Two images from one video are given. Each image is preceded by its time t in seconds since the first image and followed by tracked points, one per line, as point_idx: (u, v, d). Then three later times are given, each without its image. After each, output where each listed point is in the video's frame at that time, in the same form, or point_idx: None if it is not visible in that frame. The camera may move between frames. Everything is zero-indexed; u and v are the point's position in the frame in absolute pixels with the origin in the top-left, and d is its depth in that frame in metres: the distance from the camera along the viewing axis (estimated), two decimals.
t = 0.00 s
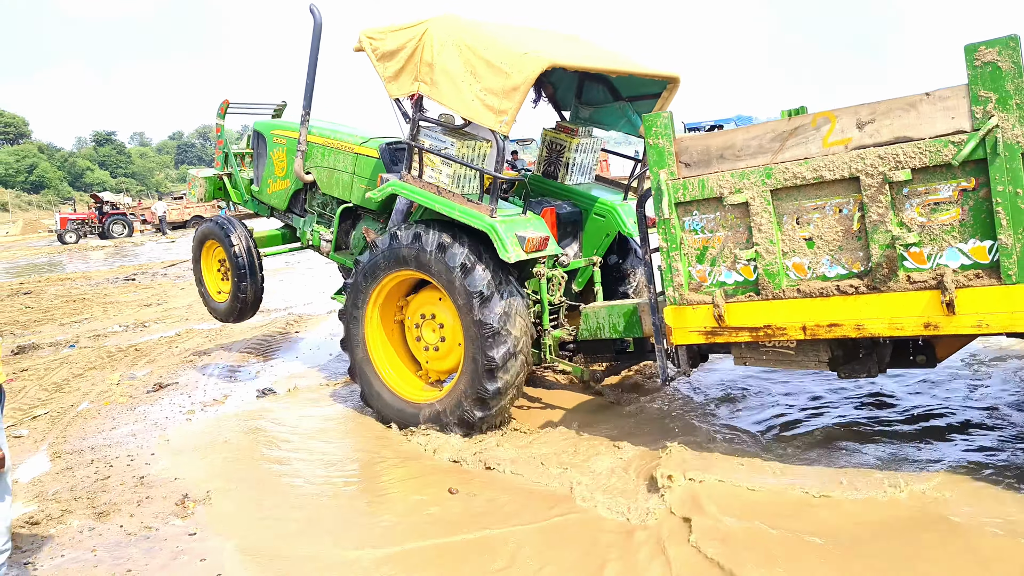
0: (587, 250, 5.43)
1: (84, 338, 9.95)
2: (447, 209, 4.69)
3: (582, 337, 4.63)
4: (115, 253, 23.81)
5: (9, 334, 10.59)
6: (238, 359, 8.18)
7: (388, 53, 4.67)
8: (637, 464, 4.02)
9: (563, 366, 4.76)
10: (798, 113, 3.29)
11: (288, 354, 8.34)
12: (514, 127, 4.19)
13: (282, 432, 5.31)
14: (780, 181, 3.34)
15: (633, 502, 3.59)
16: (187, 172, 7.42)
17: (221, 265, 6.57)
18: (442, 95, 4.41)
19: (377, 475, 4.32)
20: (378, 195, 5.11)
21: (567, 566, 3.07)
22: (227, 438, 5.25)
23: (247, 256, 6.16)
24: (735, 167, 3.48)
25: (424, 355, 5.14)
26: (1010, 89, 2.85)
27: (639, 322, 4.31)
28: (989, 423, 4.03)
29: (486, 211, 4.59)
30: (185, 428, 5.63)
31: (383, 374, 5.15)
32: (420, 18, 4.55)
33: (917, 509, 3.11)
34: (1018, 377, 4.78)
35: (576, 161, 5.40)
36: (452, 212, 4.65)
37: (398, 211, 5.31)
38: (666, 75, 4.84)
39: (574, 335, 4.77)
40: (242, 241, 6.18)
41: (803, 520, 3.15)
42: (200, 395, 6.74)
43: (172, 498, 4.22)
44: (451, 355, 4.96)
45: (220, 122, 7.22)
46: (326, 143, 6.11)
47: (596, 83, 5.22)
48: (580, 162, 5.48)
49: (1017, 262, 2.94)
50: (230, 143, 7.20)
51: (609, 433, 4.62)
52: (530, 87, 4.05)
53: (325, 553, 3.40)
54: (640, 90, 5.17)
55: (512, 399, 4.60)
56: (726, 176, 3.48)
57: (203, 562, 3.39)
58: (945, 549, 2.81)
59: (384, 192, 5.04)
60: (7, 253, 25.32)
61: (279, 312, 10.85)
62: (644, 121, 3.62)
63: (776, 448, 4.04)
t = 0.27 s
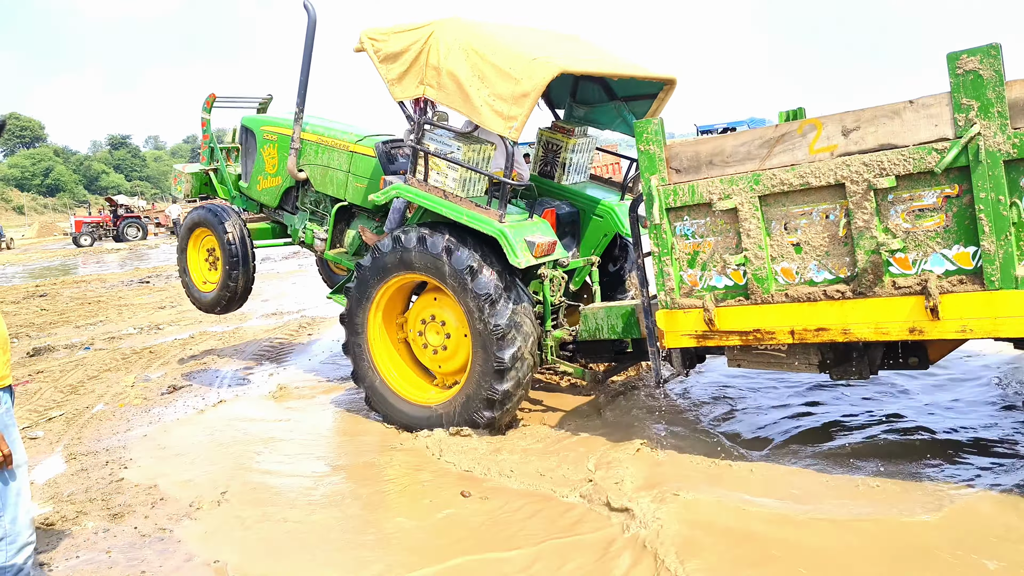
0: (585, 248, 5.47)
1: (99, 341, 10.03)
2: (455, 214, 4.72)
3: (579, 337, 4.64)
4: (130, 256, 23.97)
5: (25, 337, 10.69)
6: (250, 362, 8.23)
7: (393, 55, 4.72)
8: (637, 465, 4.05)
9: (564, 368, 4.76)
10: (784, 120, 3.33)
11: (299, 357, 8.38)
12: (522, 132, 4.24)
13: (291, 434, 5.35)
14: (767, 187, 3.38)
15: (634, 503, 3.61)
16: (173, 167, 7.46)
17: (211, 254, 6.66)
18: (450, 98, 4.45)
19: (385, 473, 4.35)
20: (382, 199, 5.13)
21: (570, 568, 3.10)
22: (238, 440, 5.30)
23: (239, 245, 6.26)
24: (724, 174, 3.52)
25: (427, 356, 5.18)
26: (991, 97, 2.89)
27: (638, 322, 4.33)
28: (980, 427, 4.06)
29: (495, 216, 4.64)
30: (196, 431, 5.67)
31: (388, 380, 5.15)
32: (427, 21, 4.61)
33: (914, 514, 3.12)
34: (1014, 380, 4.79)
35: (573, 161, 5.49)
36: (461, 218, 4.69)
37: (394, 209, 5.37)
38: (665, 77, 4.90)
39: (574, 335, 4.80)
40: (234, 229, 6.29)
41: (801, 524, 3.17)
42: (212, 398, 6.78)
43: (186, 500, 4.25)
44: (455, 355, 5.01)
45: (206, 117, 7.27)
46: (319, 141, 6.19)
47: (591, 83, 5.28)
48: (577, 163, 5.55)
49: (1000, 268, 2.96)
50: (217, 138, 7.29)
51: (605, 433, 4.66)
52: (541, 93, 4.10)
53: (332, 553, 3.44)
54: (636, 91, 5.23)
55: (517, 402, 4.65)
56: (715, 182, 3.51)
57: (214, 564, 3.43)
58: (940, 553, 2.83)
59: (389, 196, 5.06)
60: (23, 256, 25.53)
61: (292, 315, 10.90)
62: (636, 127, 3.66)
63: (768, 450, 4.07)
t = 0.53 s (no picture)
0: (585, 250, 5.48)
1: (115, 343, 10.09)
2: (462, 219, 4.75)
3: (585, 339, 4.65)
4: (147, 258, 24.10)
5: (43, 339, 10.76)
6: (264, 365, 8.26)
7: (393, 61, 4.73)
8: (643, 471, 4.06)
9: (570, 370, 4.80)
10: (784, 126, 3.34)
11: (312, 360, 8.41)
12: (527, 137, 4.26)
13: (303, 438, 5.38)
14: (768, 192, 3.39)
15: (641, 509, 3.62)
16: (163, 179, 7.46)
17: (207, 258, 6.70)
18: (453, 103, 4.47)
19: (394, 477, 4.38)
20: (385, 206, 5.12)
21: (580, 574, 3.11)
22: (251, 444, 5.34)
23: (237, 247, 6.30)
24: (725, 178, 3.53)
25: (432, 363, 5.20)
26: (991, 104, 2.89)
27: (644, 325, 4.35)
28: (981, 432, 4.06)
29: (502, 220, 4.68)
30: (210, 434, 5.70)
31: (397, 390, 5.15)
32: (429, 27, 4.63)
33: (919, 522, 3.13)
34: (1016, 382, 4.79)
35: (571, 164, 5.52)
36: (468, 223, 4.71)
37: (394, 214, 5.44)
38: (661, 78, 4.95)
39: (579, 337, 4.83)
40: (232, 232, 6.34)
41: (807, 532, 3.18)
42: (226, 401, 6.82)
43: (202, 503, 4.27)
44: (463, 358, 5.04)
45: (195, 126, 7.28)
46: (313, 149, 6.22)
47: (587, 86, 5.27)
48: (573, 165, 5.58)
49: (1000, 274, 2.96)
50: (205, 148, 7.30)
51: (608, 436, 4.68)
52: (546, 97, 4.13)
53: (344, 557, 3.46)
54: (631, 92, 5.26)
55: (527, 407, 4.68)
56: (717, 187, 3.53)
57: (229, 568, 3.45)
58: (943, 562, 2.84)
59: (392, 202, 5.05)
60: (41, 259, 25.70)
61: (306, 318, 10.94)
62: (637, 132, 3.67)
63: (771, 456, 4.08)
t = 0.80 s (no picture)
0: (588, 258, 5.48)
1: (132, 349, 10.14)
2: (467, 230, 4.76)
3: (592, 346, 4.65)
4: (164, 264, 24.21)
5: (61, 345, 10.82)
6: (280, 372, 8.28)
7: (394, 75, 4.76)
8: (653, 478, 4.06)
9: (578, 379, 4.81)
10: (794, 133, 3.35)
11: (327, 367, 8.42)
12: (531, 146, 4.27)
13: (317, 444, 5.38)
14: (778, 200, 3.39)
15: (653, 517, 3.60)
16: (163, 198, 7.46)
17: (210, 280, 6.74)
18: (455, 114, 4.49)
19: (407, 483, 4.38)
20: (389, 219, 5.14)
21: None
22: (266, 450, 5.35)
23: (239, 268, 6.35)
24: (734, 185, 3.53)
25: (440, 375, 5.22)
26: (1001, 112, 2.88)
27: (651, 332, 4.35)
28: (992, 441, 4.03)
29: (506, 229, 4.68)
30: (225, 440, 5.72)
31: (408, 403, 5.16)
32: (427, 39, 4.64)
33: (931, 532, 3.10)
34: None
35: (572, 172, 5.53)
36: (472, 233, 4.72)
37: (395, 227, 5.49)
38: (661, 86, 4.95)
39: (586, 344, 4.84)
40: (233, 254, 6.40)
41: (820, 542, 3.16)
42: (242, 407, 6.84)
43: (218, 508, 4.29)
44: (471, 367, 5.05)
45: (194, 144, 7.32)
46: (314, 164, 6.25)
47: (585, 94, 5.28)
48: (574, 173, 5.59)
49: (1011, 282, 2.94)
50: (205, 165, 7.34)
51: (617, 442, 4.67)
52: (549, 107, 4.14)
53: (357, 563, 3.46)
54: (630, 99, 5.28)
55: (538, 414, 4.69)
56: (726, 195, 3.53)
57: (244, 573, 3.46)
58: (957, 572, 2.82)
59: (396, 214, 5.07)
60: (59, 265, 25.86)
61: (321, 324, 10.96)
62: (647, 138, 3.69)
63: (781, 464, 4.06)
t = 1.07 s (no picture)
0: (594, 263, 5.48)
1: (144, 354, 10.19)
2: (474, 235, 4.77)
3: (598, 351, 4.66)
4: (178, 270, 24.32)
5: (74, 350, 10.88)
6: (290, 377, 8.31)
7: (401, 81, 4.79)
8: (660, 485, 4.06)
9: (585, 383, 4.82)
10: (799, 139, 3.36)
11: (337, 372, 8.45)
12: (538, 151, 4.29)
13: (326, 450, 5.40)
14: (782, 206, 3.39)
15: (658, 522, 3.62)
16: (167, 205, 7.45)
17: (215, 291, 6.78)
18: (463, 120, 4.52)
19: (415, 487, 4.39)
20: (396, 224, 5.15)
21: None
22: (276, 455, 5.37)
23: (243, 278, 6.39)
24: (739, 192, 3.54)
25: (447, 382, 5.23)
26: (1006, 118, 2.88)
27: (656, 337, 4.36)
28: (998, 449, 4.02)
29: (514, 235, 4.69)
30: (236, 445, 5.75)
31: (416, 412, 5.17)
32: (436, 45, 4.68)
33: (937, 539, 3.10)
34: None
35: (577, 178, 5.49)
36: (481, 238, 4.73)
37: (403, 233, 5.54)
38: (667, 91, 4.97)
39: (592, 350, 4.87)
40: (236, 264, 6.44)
41: (827, 548, 3.16)
42: (252, 412, 6.87)
43: (228, 513, 4.31)
44: (477, 371, 5.06)
45: (200, 151, 7.36)
46: (320, 170, 6.28)
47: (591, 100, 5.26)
48: (579, 179, 5.59)
49: (1016, 289, 2.94)
50: (210, 171, 7.36)
51: (622, 448, 4.68)
52: (556, 112, 4.16)
53: (366, 568, 3.48)
54: (635, 106, 5.30)
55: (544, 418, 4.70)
56: (730, 201, 3.54)
57: None
58: None
59: (403, 220, 5.09)
60: (73, 270, 26.00)
61: (332, 330, 10.98)
62: (652, 145, 3.70)
63: (786, 472, 4.06)
